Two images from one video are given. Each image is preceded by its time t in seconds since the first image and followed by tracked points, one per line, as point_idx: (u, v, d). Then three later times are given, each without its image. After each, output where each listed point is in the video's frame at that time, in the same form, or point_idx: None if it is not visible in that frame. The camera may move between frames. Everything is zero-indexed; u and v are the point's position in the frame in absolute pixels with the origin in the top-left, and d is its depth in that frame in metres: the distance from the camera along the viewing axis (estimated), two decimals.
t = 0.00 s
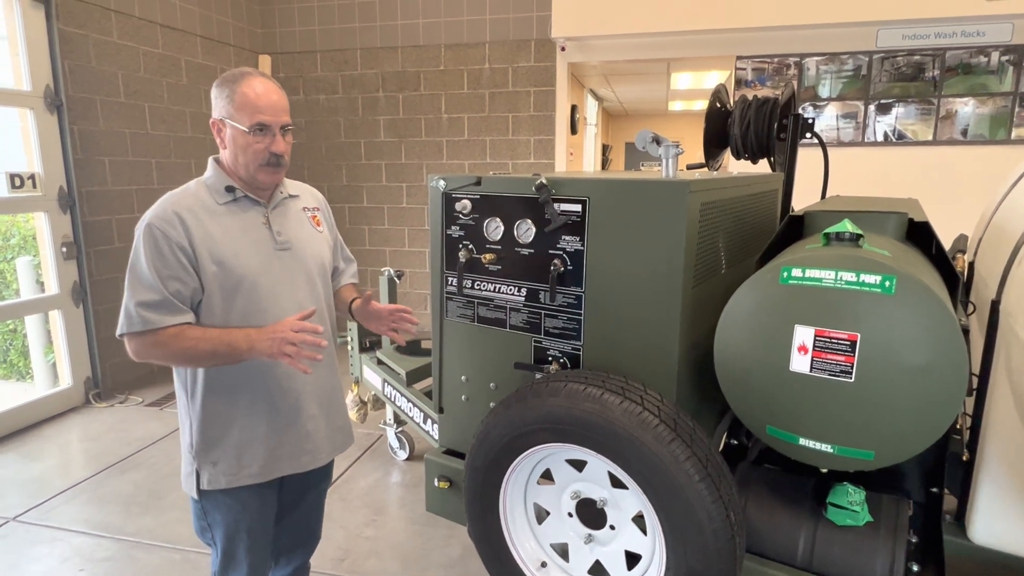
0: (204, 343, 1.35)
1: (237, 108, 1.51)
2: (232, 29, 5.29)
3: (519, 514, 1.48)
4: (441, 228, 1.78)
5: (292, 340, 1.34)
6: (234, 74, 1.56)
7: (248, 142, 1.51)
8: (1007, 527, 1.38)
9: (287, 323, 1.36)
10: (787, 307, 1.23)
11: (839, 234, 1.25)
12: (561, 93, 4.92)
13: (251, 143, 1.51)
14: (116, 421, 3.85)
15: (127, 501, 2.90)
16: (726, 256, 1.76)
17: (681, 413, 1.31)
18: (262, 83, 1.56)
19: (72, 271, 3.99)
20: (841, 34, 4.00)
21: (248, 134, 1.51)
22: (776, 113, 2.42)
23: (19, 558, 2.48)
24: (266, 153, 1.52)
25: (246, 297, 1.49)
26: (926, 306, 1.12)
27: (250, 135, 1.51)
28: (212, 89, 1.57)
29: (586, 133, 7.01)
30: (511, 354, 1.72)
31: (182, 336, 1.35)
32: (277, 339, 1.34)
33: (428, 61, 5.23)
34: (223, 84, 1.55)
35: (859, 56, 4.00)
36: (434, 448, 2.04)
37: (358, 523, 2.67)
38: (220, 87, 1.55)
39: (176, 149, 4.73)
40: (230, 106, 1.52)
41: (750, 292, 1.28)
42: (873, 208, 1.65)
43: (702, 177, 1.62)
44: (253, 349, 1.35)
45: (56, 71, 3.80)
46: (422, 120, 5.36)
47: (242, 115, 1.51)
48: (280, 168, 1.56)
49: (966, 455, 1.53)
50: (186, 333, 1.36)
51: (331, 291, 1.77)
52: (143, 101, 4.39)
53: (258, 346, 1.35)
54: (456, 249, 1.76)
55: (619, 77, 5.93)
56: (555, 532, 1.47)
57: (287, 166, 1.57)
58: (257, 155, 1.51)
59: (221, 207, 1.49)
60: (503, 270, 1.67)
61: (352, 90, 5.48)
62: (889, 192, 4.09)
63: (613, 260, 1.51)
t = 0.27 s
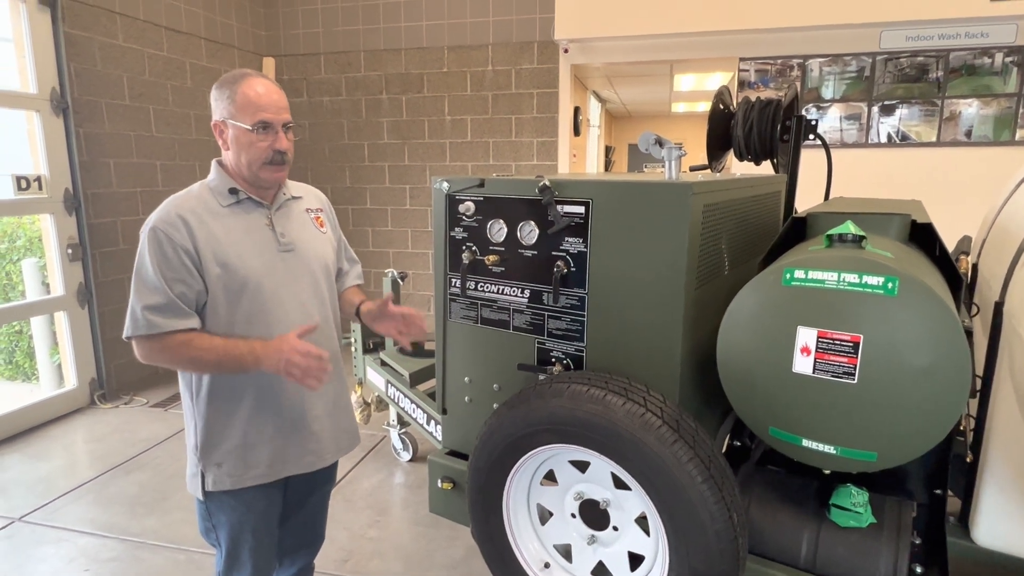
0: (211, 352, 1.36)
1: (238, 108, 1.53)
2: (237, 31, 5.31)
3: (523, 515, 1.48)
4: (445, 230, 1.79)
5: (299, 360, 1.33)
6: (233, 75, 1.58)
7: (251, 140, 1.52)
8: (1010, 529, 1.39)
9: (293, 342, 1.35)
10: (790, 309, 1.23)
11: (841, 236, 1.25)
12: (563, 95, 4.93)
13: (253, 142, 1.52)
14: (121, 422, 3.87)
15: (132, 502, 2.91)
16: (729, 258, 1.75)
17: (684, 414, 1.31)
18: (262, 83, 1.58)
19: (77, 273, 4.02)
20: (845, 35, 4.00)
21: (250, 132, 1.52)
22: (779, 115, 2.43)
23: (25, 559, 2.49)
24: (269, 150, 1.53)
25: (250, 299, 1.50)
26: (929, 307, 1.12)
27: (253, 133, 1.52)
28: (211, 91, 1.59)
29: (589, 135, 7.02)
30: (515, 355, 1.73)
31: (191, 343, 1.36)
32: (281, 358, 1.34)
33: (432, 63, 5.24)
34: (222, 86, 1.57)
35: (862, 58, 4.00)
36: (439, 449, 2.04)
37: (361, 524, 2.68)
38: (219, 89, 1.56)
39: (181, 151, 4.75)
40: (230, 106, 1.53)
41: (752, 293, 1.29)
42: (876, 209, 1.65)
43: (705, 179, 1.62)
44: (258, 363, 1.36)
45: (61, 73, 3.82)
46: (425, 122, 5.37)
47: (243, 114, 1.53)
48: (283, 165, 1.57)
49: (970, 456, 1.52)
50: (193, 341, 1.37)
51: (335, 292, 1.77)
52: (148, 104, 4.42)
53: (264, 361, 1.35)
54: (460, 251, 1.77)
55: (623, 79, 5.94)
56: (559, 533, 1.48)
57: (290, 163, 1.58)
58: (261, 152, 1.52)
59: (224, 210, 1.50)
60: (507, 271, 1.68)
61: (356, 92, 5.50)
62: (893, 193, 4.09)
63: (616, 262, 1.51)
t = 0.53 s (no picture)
0: (215, 344, 1.37)
1: (240, 109, 1.54)
2: (242, 33, 5.34)
3: (525, 515, 1.49)
4: (449, 231, 1.79)
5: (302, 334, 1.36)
6: (235, 77, 1.59)
7: (254, 141, 1.53)
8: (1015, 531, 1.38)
9: (294, 322, 1.37)
10: (793, 309, 1.24)
11: (844, 237, 1.25)
12: (568, 96, 4.94)
13: (256, 142, 1.53)
14: (127, 421, 3.89)
15: (137, 501, 2.93)
16: (732, 259, 1.76)
17: (688, 414, 1.32)
18: (263, 84, 1.59)
19: (84, 273, 4.04)
20: (850, 36, 3.99)
21: (253, 133, 1.53)
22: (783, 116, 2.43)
23: (32, 557, 2.51)
24: (272, 150, 1.54)
25: (254, 299, 1.51)
26: (932, 307, 1.12)
27: (255, 133, 1.53)
28: (213, 93, 1.60)
29: (593, 136, 7.03)
30: (518, 355, 1.73)
31: (195, 337, 1.37)
32: (284, 339, 1.36)
33: (436, 65, 5.26)
34: (223, 89, 1.58)
35: (867, 58, 3.99)
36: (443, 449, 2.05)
37: (365, 524, 2.69)
38: (220, 91, 1.57)
39: (187, 152, 4.78)
40: (233, 108, 1.54)
41: (755, 294, 1.29)
42: (880, 210, 1.65)
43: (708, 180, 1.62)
44: (262, 349, 1.37)
45: (68, 75, 3.85)
46: (430, 123, 5.38)
47: (246, 115, 1.54)
48: (287, 164, 1.58)
49: (974, 458, 1.52)
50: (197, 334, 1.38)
51: (338, 293, 1.78)
52: (154, 105, 4.44)
53: (267, 347, 1.37)
54: (463, 251, 1.78)
55: (627, 80, 5.94)
56: (562, 533, 1.48)
57: (293, 163, 1.59)
58: (264, 152, 1.53)
59: (228, 211, 1.51)
60: (510, 272, 1.68)
61: (360, 94, 5.52)
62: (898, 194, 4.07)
63: (619, 263, 1.52)
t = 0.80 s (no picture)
0: (206, 337, 1.37)
1: (238, 109, 1.55)
2: (248, 33, 5.36)
3: (523, 512, 1.49)
4: (449, 229, 1.80)
5: (289, 325, 1.34)
6: (232, 77, 1.60)
7: (251, 141, 1.54)
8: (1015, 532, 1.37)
9: (282, 313, 1.36)
10: (790, 308, 1.23)
11: (842, 235, 1.25)
12: (571, 96, 4.94)
13: (254, 141, 1.54)
14: (132, 419, 3.92)
15: (142, 497, 2.95)
16: (732, 258, 1.75)
17: (685, 413, 1.32)
18: (262, 84, 1.60)
19: (90, 272, 4.07)
20: (855, 34, 3.97)
21: (251, 132, 1.54)
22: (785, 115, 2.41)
23: (37, 553, 2.53)
24: (270, 150, 1.55)
25: (252, 297, 1.52)
26: (928, 306, 1.11)
27: (253, 133, 1.54)
28: (212, 93, 1.61)
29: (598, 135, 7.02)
30: (517, 354, 1.74)
31: (188, 330, 1.38)
32: (271, 331, 1.34)
33: (440, 64, 5.26)
34: (222, 89, 1.59)
35: (872, 57, 3.97)
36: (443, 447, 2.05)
37: (367, 522, 2.70)
38: (218, 91, 1.58)
39: (192, 152, 4.80)
40: (230, 108, 1.55)
41: (753, 292, 1.29)
42: (881, 209, 1.64)
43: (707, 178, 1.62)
44: (252, 338, 1.37)
45: (74, 75, 3.88)
46: (434, 122, 5.39)
47: (244, 115, 1.55)
48: (284, 164, 1.59)
49: (975, 458, 1.51)
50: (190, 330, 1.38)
51: (337, 291, 1.79)
52: (160, 105, 4.47)
53: (256, 337, 1.36)
54: (463, 250, 1.78)
55: (631, 79, 5.93)
56: (559, 532, 1.49)
57: (291, 163, 1.60)
58: (261, 152, 1.54)
59: (226, 209, 1.52)
60: (510, 270, 1.69)
61: (365, 93, 5.53)
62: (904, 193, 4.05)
63: (618, 262, 1.52)
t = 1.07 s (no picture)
0: (198, 351, 1.39)
1: (231, 111, 1.55)
2: (252, 34, 5.38)
3: (514, 515, 1.49)
4: (443, 232, 1.80)
5: (281, 354, 1.34)
6: (226, 79, 1.60)
7: (245, 142, 1.55)
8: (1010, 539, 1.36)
9: (276, 340, 1.36)
10: (779, 311, 1.23)
11: (833, 239, 1.24)
12: (574, 96, 4.93)
13: (247, 143, 1.55)
14: (135, 418, 3.94)
15: (143, 497, 2.97)
16: (727, 260, 1.74)
17: (675, 416, 1.31)
18: (255, 87, 1.61)
19: (94, 272, 4.10)
20: (859, 34, 3.95)
21: (244, 134, 1.54)
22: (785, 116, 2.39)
23: (38, 551, 2.55)
24: (264, 152, 1.56)
25: (243, 300, 1.52)
26: (918, 310, 1.11)
27: (246, 134, 1.55)
28: (205, 95, 1.61)
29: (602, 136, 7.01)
30: (511, 356, 1.73)
31: (181, 343, 1.39)
32: (263, 357, 1.34)
33: (443, 64, 5.27)
34: (215, 92, 1.59)
35: (876, 57, 3.94)
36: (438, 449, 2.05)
37: (365, 522, 2.70)
38: (212, 93, 1.59)
39: (196, 152, 4.83)
40: (224, 110, 1.56)
41: (743, 296, 1.28)
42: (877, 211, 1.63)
43: (701, 180, 1.61)
44: (243, 361, 1.37)
45: (79, 76, 3.91)
46: (436, 123, 5.40)
47: (237, 117, 1.55)
48: (278, 165, 1.60)
49: (970, 463, 1.50)
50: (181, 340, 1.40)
51: (329, 293, 1.80)
52: (164, 106, 4.50)
53: (248, 359, 1.37)
54: (458, 252, 1.78)
55: (635, 79, 5.91)
56: (550, 534, 1.48)
57: (284, 164, 1.61)
58: (255, 153, 1.54)
59: (218, 212, 1.53)
60: (503, 272, 1.68)
61: (368, 93, 5.55)
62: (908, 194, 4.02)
63: (610, 265, 1.51)
